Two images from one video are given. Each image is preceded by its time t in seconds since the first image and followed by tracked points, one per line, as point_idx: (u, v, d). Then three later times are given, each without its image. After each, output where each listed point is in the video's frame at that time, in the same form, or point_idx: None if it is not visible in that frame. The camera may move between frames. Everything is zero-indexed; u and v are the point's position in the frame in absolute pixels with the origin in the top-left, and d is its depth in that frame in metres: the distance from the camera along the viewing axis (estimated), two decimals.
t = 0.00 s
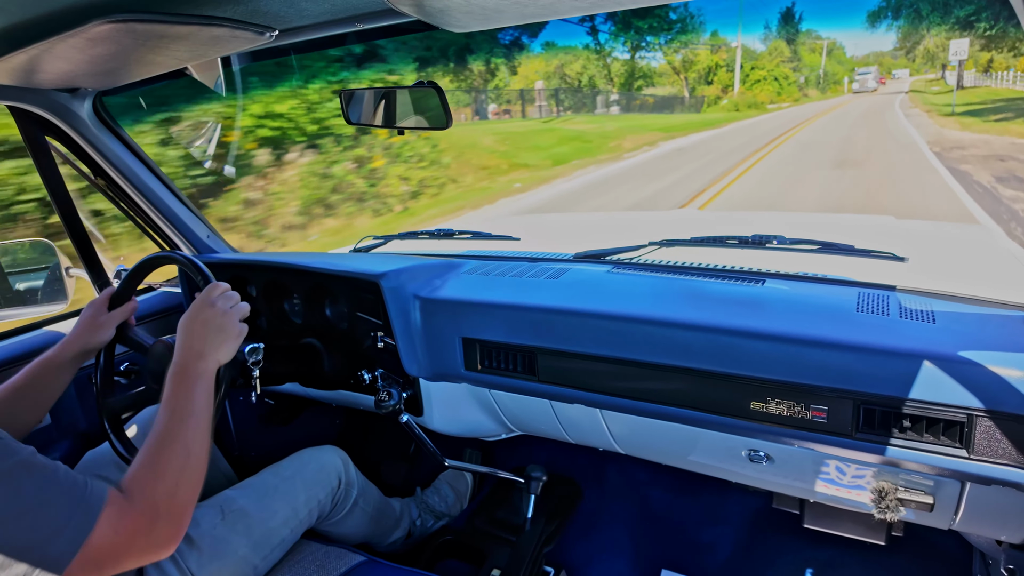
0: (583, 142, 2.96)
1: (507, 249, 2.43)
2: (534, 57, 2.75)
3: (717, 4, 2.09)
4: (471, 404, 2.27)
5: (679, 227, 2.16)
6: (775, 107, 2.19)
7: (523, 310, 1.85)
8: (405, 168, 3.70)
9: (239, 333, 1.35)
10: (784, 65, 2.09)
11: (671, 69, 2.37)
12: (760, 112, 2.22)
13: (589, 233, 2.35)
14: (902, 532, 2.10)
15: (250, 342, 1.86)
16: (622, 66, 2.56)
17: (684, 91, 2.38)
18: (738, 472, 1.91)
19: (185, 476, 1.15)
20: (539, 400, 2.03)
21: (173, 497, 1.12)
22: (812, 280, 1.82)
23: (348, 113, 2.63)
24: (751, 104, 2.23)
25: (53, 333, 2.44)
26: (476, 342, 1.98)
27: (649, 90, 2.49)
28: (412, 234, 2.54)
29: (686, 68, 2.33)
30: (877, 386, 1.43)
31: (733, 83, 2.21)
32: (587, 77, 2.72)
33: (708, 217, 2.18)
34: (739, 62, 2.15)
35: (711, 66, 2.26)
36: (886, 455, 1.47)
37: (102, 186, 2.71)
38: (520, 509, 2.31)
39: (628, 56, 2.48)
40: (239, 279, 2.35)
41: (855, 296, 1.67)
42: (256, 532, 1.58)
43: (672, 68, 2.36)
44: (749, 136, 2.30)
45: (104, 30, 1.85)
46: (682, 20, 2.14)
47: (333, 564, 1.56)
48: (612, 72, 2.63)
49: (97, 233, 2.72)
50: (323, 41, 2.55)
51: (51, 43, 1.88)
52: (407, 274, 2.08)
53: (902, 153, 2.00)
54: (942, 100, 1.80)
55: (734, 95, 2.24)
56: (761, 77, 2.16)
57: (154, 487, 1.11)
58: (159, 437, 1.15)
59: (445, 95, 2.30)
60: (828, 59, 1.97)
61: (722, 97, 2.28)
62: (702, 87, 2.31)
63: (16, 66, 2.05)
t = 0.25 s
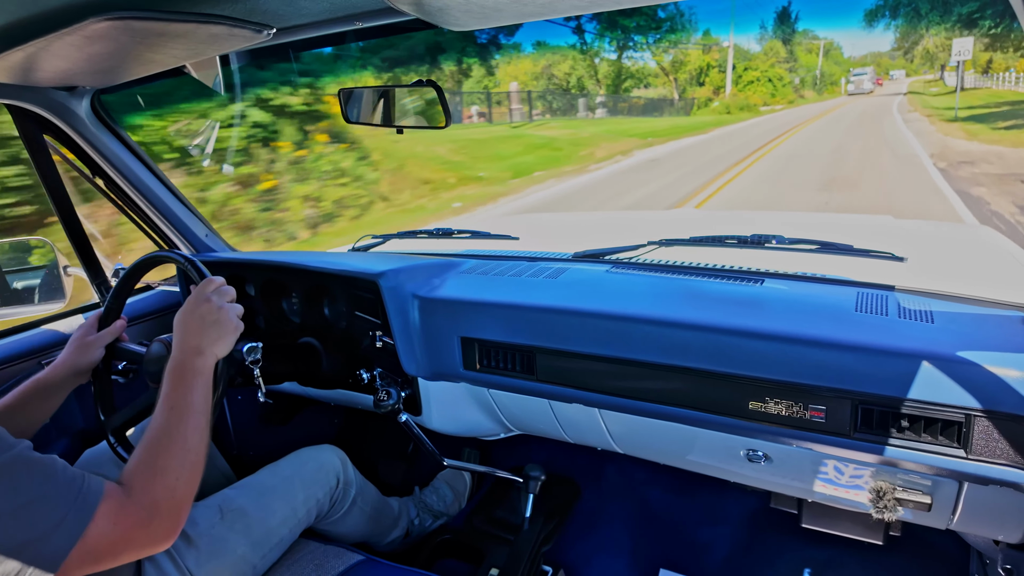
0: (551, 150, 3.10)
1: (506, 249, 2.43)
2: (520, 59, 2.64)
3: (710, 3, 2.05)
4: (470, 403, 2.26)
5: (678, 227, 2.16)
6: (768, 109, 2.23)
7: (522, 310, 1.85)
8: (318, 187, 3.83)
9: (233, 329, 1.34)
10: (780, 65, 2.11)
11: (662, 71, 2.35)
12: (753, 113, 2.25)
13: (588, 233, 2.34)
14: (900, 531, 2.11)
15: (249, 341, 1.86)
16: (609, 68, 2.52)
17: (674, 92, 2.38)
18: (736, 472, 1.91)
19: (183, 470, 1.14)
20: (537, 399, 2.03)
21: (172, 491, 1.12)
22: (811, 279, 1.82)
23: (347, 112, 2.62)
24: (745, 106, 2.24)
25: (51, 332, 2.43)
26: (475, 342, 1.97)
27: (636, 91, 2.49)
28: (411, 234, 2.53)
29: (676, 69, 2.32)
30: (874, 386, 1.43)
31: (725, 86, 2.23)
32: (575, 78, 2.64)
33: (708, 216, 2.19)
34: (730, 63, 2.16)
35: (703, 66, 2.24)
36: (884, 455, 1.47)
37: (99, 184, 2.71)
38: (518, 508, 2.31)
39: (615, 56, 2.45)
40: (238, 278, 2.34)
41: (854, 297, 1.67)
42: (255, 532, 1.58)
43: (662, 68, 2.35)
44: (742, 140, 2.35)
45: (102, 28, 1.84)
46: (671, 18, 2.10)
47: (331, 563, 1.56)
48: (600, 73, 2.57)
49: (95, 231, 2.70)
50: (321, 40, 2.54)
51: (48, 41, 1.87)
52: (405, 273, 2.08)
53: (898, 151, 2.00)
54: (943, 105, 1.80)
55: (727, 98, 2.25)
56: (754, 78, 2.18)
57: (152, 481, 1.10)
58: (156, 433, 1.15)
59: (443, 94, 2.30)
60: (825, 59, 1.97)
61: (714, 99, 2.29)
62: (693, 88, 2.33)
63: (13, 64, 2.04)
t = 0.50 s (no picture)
0: (512, 159, 3.04)
1: (504, 249, 2.43)
2: (510, 58, 2.65)
3: (702, 3, 2.09)
4: (468, 403, 2.26)
5: (676, 227, 2.16)
6: (762, 110, 2.20)
7: (520, 310, 1.85)
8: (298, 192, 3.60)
9: (231, 323, 1.35)
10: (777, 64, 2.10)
11: (651, 72, 2.36)
12: (745, 115, 2.24)
13: (586, 233, 2.35)
14: (897, 530, 2.11)
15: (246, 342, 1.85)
16: (597, 68, 2.58)
17: (664, 94, 2.38)
18: (734, 472, 1.92)
19: (182, 464, 1.14)
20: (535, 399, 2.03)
21: (172, 485, 1.11)
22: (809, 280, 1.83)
23: (344, 112, 2.62)
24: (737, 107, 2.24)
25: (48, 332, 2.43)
26: (472, 341, 1.98)
27: (627, 91, 2.47)
28: (409, 234, 2.53)
29: (668, 69, 2.33)
30: (871, 385, 1.43)
31: (717, 86, 2.24)
32: (560, 80, 2.67)
33: (706, 216, 2.19)
34: (723, 63, 2.17)
35: (695, 65, 2.25)
36: (880, 454, 1.48)
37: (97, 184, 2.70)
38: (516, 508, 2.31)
39: (601, 55, 2.53)
40: (235, 279, 2.34)
41: (851, 296, 1.68)
42: (254, 534, 1.58)
43: (651, 68, 2.36)
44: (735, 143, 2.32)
45: (99, 28, 1.84)
46: (665, 16, 2.15)
47: (329, 563, 1.56)
48: (587, 73, 2.61)
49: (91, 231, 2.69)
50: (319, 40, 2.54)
51: (46, 40, 1.87)
52: (402, 274, 2.08)
53: (895, 156, 1.97)
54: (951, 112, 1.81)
55: (719, 99, 2.26)
56: (747, 78, 2.17)
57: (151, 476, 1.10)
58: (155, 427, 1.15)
59: (441, 94, 2.30)
60: (822, 59, 1.97)
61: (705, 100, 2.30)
62: (682, 90, 2.32)
63: (10, 64, 2.03)
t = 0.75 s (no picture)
0: (464, 171, 3.41)
1: (500, 249, 2.43)
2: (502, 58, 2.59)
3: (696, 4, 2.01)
4: (465, 404, 2.26)
5: (672, 228, 2.16)
6: (756, 110, 2.24)
7: (516, 310, 1.85)
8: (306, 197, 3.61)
9: (227, 318, 1.34)
10: (774, 62, 2.11)
11: (641, 73, 2.39)
12: (738, 116, 2.27)
13: (583, 234, 2.35)
14: (893, 530, 2.12)
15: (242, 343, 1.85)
16: (582, 69, 2.58)
17: (653, 95, 2.41)
18: (731, 472, 1.92)
19: (181, 461, 1.15)
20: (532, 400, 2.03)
21: (171, 483, 1.12)
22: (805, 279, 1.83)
23: (341, 112, 2.62)
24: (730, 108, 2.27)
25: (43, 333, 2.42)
26: (469, 342, 1.97)
27: (616, 91, 2.51)
28: (405, 235, 2.53)
29: (656, 70, 2.36)
30: (867, 386, 1.44)
31: (709, 87, 2.26)
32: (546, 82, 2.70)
33: (704, 216, 2.20)
34: (715, 62, 2.19)
35: (686, 67, 2.27)
36: (876, 454, 1.48)
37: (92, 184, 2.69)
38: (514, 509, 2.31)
39: (588, 54, 2.50)
40: (232, 279, 2.33)
41: (846, 296, 1.68)
42: (252, 536, 1.57)
43: (640, 69, 2.39)
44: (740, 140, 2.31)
45: (94, 28, 1.83)
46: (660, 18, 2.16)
47: (326, 565, 1.56)
48: (580, 74, 2.62)
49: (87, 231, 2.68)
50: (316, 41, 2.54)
51: (41, 41, 1.87)
52: (399, 274, 2.08)
53: (890, 157, 2.02)
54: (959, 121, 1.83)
55: (711, 99, 2.28)
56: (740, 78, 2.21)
57: (150, 474, 1.11)
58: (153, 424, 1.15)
59: (438, 94, 2.29)
60: (821, 58, 1.99)
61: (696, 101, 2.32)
62: (675, 90, 2.35)
63: (5, 65, 2.03)
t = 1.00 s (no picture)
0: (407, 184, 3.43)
1: (497, 250, 2.43)
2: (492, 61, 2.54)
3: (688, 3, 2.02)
4: (462, 405, 2.26)
5: (669, 229, 2.17)
6: (750, 112, 2.27)
7: (513, 312, 1.85)
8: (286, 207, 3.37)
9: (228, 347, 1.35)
10: (773, 61, 2.12)
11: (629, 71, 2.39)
12: (730, 119, 2.31)
13: (580, 235, 2.35)
14: (890, 529, 2.12)
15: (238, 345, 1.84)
16: (567, 69, 2.54)
17: (642, 96, 2.41)
18: (728, 472, 1.92)
19: (172, 492, 1.13)
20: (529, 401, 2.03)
21: (160, 514, 1.10)
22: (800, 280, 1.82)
23: (337, 113, 2.62)
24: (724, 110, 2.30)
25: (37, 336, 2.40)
26: (466, 343, 1.97)
27: (605, 93, 2.49)
28: (402, 236, 2.53)
29: (642, 71, 2.37)
30: (862, 386, 1.44)
31: (701, 87, 2.27)
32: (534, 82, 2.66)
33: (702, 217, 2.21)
34: (706, 62, 2.19)
35: (678, 67, 2.27)
36: (873, 453, 1.48)
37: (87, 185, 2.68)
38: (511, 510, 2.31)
39: (572, 54, 2.47)
40: (228, 281, 2.32)
41: (842, 297, 1.68)
42: (248, 538, 1.57)
43: (628, 68, 2.39)
44: (739, 143, 2.33)
45: (89, 29, 1.83)
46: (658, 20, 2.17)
47: (323, 567, 1.55)
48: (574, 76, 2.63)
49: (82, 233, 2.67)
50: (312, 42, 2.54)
51: (35, 42, 1.86)
52: (395, 276, 2.07)
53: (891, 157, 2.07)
54: (974, 129, 1.87)
55: (702, 102, 2.31)
56: (735, 78, 2.23)
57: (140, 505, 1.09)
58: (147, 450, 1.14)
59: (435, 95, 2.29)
60: (821, 57, 1.99)
61: (686, 104, 2.35)
62: (665, 91, 2.36)
63: None
